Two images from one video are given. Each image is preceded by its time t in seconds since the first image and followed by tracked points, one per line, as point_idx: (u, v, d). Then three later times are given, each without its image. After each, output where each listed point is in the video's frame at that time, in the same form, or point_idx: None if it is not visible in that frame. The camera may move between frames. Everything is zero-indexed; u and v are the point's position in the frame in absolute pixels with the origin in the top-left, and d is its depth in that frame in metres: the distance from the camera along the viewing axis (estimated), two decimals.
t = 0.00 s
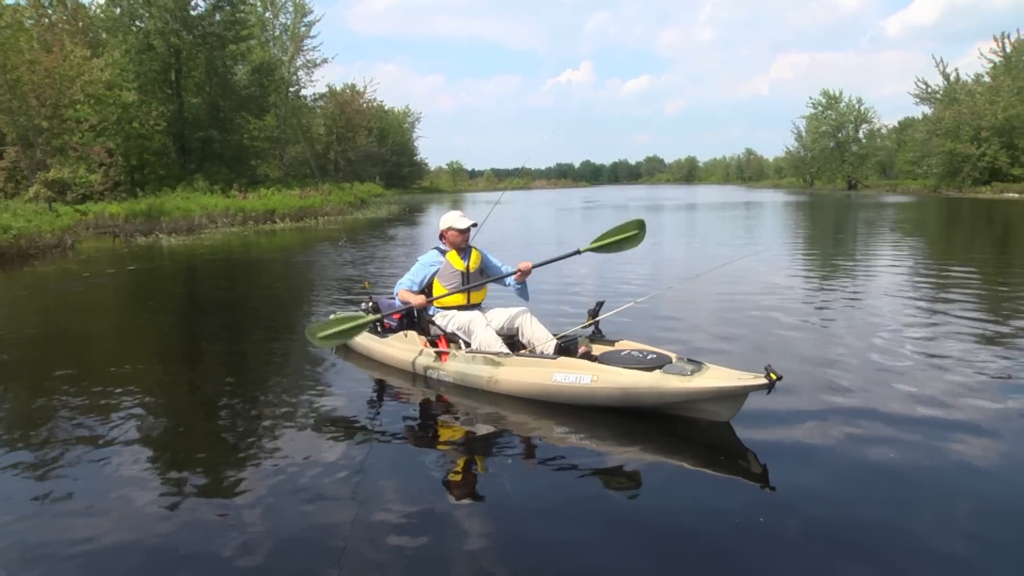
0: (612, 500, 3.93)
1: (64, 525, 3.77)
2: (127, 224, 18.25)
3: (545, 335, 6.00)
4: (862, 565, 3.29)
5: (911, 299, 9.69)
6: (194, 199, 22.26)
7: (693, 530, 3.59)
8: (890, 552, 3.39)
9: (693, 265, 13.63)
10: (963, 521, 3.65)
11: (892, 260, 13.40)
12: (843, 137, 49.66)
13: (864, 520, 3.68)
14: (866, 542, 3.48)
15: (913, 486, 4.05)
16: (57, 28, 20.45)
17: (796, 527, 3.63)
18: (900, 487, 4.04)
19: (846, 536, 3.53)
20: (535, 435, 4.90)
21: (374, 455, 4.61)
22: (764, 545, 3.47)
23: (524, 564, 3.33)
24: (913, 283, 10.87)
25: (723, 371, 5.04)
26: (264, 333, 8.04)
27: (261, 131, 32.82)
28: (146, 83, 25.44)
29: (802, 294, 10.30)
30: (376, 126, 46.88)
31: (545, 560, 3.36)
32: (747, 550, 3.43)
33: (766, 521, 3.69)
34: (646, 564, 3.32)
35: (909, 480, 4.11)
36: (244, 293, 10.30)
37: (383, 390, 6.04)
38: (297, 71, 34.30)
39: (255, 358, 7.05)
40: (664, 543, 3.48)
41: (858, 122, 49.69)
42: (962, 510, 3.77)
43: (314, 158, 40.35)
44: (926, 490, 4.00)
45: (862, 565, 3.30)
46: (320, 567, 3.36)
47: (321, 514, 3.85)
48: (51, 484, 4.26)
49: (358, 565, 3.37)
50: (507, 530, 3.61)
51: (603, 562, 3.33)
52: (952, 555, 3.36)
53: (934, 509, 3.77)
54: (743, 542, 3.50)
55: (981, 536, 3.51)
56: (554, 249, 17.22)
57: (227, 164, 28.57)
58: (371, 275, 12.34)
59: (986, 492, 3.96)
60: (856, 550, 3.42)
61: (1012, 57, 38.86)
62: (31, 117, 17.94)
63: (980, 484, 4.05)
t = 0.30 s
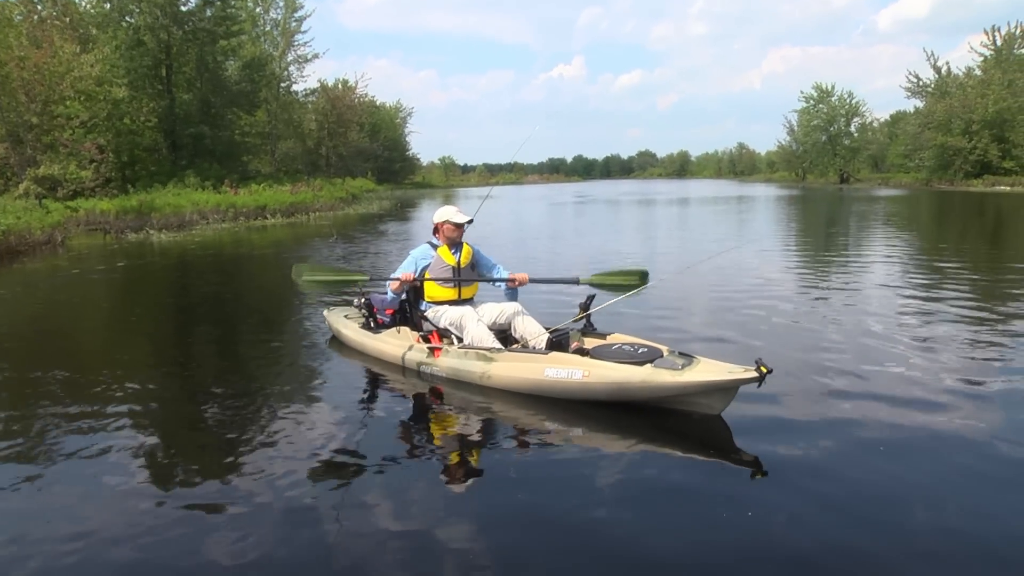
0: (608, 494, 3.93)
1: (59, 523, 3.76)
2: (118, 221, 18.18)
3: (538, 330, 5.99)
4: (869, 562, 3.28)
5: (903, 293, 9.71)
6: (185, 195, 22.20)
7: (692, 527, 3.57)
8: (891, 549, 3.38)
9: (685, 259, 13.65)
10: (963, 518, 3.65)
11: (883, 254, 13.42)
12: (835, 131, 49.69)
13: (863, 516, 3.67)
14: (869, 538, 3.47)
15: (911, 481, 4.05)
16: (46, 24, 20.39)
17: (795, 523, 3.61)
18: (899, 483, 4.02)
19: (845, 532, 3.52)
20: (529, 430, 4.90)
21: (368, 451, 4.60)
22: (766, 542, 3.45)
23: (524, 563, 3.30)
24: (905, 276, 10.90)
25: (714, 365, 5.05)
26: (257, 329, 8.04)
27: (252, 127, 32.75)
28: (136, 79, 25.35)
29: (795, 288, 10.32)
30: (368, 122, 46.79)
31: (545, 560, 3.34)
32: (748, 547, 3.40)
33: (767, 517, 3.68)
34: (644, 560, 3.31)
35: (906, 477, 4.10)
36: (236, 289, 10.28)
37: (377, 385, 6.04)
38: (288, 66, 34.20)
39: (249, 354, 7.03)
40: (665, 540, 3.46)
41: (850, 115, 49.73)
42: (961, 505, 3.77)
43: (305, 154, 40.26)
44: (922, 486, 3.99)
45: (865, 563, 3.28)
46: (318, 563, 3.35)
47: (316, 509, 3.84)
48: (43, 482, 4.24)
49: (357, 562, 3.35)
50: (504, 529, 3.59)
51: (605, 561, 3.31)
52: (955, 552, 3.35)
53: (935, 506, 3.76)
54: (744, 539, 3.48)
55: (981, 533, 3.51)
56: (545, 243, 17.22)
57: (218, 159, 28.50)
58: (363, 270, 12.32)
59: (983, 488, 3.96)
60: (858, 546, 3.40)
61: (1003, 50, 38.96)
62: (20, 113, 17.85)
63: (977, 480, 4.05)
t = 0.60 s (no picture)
0: (604, 491, 3.91)
1: (55, 516, 3.75)
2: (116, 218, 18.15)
3: (535, 327, 5.98)
4: (867, 560, 3.25)
5: (902, 291, 9.69)
6: (183, 193, 22.19)
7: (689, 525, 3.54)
8: (889, 546, 3.36)
9: (685, 257, 13.62)
10: (961, 515, 3.62)
11: (883, 252, 13.40)
12: (834, 129, 49.61)
13: (862, 514, 3.64)
14: (869, 536, 3.44)
15: (907, 479, 4.02)
16: (45, 22, 20.40)
17: (793, 522, 3.57)
18: (895, 481, 3.99)
19: (843, 530, 3.49)
20: (526, 426, 4.89)
21: (365, 447, 4.59)
22: (764, 540, 3.42)
23: (521, 560, 3.27)
24: (904, 275, 10.89)
25: (711, 362, 5.03)
26: (255, 327, 8.02)
27: (250, 125, 32.72)
28: (135, 76, 25.33)
29: (794, 286, 10.30)
30: (367, 120, 46.76)
31: (540, 556, 3.31)
32: (746, 545, 3.37)
33: (765, 515, 3.64)
34: (640, 556, 3.28)
35: (903, 475, 4.07)
36: (235, 287, 10.26)
37: (374, 382, 6.03)
38: (286, 64, 34.17)
39: (247, 352, 7.03)
40: (661, 537, 3.43)
41: (849, 113, 49.68)
42: (958, 503, 3.75)
43: (304, 152, 40.22)
44: (918, 484, 3.97)
45: (865, 561, 3.25)
46: (314, 556, 3.34)
47: (312, 504, 3.82)
48: (41, 476, 4.23)
49: (352, 556, 3.34)
50: (500, 525, 3.56)
51: (601, 558, 3.28)
52: (957, 550, 3.32)
53: (932, 504, 3.74)
54: (742, 536, 3.45)
55: (979, 530, 3.49)
56: (544, 241, 17.21)
57: (216, 157, 28.48)
58: (363, 268, 12.31)
59: (979, 485, 3.94)
60: (857, 544, 3.38)
61: (1003, 48, 38.93)
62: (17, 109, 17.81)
63: (974, 478, 4.03)
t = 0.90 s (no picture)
0: (604, 489, 3.91)
1: (55, 514, 3.74)
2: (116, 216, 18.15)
3: (536, 326, 5.98)
4: (865, 554, 3.26)
5: (904, 290, 9.69)
6: (184, 190, 22.18)
7: (687, 522, 3.53)
8: (886, 540, 3.37)
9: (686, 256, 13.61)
10: (959, 512, 3.62)
11: (884, 250, 13.39)
12: (836, 128, 49.53)
13: (861, 512, 3.63)
14: (866, 533, 3.43)
15: (904, 478, 4.01)
16: (46, 19, 20.40)
17: (791, 519, 3.56)
18: (892, 479, 3.99)
19: (842, 526, 3.49)
20: (525, 424, 4.89)
21: (365, 445, 4.59)
22: (763, 537, 3.41)
23: (520, 556, 3.27)
24: (906, 273, 10.89)
25: (710, 360, 5.03)
26: (255, 324, 8.03)
27: (251, 122, 32.70)
28: (136, 72, 25.31)
29: (796, 285, 10.30)
30: (368, 117, 46.72)
31: (540, 551, 3.31)
32: (744, 542, 3.36)
33: (763, 513, 3.63)
34: (639, 553, 3.27)
35: (901, 472, 4.07)
36: (236, 285, 10.25)
37: (375, 379, 6.02)
38: (288, 61, 34.16)
39: (247, 349, 7.03)
40: (658, 533, 3.43)
41: (851, 112, 49.61)
42: (956, 501, 3.74)
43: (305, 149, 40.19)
44: (916, 481, 3.96)
45: (866, 559, 3.24)
46: (314, 551, 3.33)
47: (313, 501, 3.82)
48: (44, 471, 4.25)
49: (352, 551, 3.33)
50: (497, 522, 3.56)
51: (599, 554, 3.27)
52: (957, 547, 3.31)
53: (930, 502, 3.73)
54: (740, 533, 3.44)
55: (979, 528, 3.48)
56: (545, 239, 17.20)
57: (218, 154, 28.47)
58: (364, 265, 12.30)
59: (977, 483, 3.94)
60: (857, 541, 3.37)
61: (1005, 47, 38.91)
62: (17, 105, 17.78)
63: (972, 476, 4.02)
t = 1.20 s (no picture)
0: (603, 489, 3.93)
1: (59, 516, 3.75)
2: (115, 216, 18.16)
3: (538, 325, 5.97)
4: (861, 555, 3.28)
5: (903, 287, 9.69)
6: (183, 190, 22.19)
7: (685, 526, 3.53)
8: (882, 541, 3.39)
9: (685, 254, 13.62)
10: (955, 513, 3.63)
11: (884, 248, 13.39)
12: (836, 125, 49.51)
13: (857, 513, 3.64)
14: (862, 535, 3.44)
15: (901, 478, 4.01)
16: (44, 18, 20.41)
17: (789, 521, 3.56)
18: (892, 480, 3.99)
19: (838, 527, 3.51)
20: (522, 423, 4.90)
21: (367, 444, 4.61)
22: (762, 539, 3.41)
23: (521, 558, 3.27)
24: (905, 270, 10.89)
25: (706, 359, 5.03)
26: (254, 323, 8.04)
27: (250, 121, 32.69)
28: (134, 72, 25.27)
29: (795, 283, 10.30)
30: (367, 116, 46.70)
31: (538, 552, 3.33)
32: (743, 545, 3.37)
33: (761, 514, 3.64)
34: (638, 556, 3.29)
35: (899, 473, 4.07)
36: (235, 284, 10.26)
37: (376, 379, 6.05)
38: (287, 60, 34.15)
39: (247, 348, 7.05)
40: (655, 535, 3.45)
41: (850, 109, 49.58)
42: (953, 500, 3.75)
43: (305, 148, 40.18)
44: (913, 482, 3.98)
45: (864, 558, 3.26)
46: (315, 553, 3.36)
47: (315, 502, 3.84)
48: (45, 472, 4.26)
49: (352, 553, 3.35)
50: (498, 524, 3.56)
51: (600, 558, 3.27)
52: (954, 548, 3.32)
53: (928, 502, 3.74)
54: (737, 536, 3.44)
55: (977, 528, 3.49)
56: (544, 238, 17.20)
57: (217, 154, 28.47)
58: (363, 264, 12.32)
59: (975, 483, 3.95)
60: (854, 542, 3.38)
61: (1004, 44, 38.90)
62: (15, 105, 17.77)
63: (968, 475, 4.03)
